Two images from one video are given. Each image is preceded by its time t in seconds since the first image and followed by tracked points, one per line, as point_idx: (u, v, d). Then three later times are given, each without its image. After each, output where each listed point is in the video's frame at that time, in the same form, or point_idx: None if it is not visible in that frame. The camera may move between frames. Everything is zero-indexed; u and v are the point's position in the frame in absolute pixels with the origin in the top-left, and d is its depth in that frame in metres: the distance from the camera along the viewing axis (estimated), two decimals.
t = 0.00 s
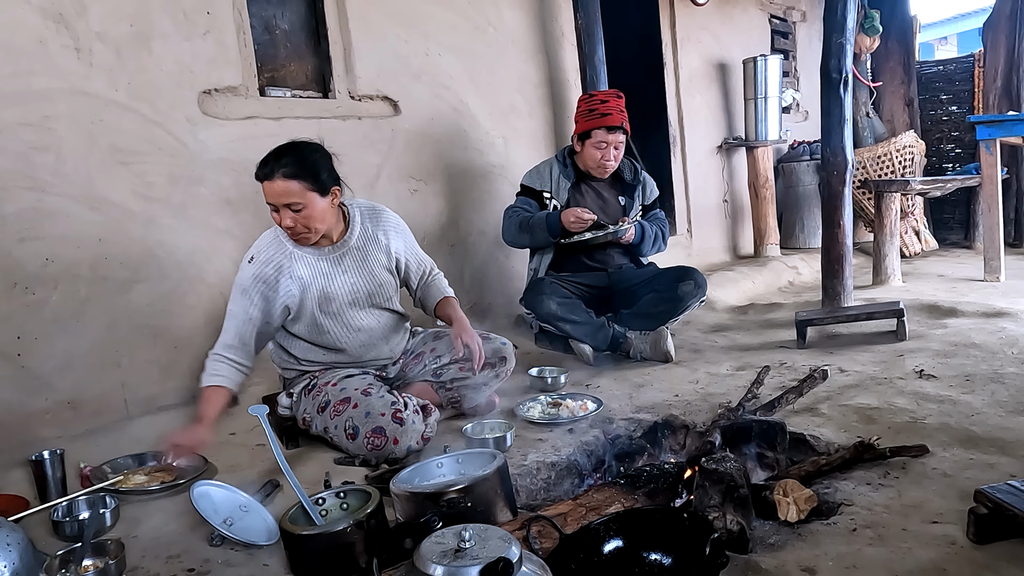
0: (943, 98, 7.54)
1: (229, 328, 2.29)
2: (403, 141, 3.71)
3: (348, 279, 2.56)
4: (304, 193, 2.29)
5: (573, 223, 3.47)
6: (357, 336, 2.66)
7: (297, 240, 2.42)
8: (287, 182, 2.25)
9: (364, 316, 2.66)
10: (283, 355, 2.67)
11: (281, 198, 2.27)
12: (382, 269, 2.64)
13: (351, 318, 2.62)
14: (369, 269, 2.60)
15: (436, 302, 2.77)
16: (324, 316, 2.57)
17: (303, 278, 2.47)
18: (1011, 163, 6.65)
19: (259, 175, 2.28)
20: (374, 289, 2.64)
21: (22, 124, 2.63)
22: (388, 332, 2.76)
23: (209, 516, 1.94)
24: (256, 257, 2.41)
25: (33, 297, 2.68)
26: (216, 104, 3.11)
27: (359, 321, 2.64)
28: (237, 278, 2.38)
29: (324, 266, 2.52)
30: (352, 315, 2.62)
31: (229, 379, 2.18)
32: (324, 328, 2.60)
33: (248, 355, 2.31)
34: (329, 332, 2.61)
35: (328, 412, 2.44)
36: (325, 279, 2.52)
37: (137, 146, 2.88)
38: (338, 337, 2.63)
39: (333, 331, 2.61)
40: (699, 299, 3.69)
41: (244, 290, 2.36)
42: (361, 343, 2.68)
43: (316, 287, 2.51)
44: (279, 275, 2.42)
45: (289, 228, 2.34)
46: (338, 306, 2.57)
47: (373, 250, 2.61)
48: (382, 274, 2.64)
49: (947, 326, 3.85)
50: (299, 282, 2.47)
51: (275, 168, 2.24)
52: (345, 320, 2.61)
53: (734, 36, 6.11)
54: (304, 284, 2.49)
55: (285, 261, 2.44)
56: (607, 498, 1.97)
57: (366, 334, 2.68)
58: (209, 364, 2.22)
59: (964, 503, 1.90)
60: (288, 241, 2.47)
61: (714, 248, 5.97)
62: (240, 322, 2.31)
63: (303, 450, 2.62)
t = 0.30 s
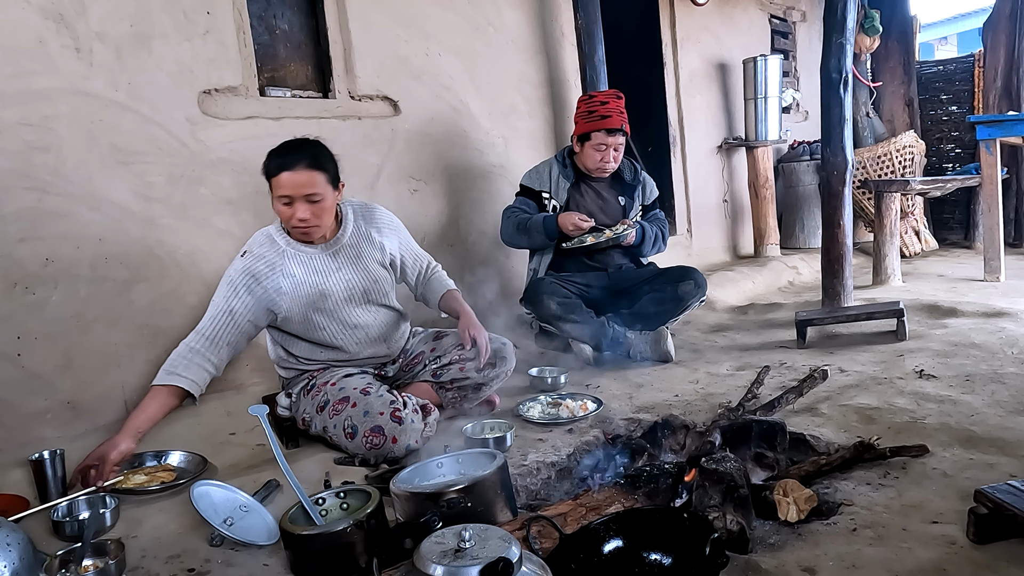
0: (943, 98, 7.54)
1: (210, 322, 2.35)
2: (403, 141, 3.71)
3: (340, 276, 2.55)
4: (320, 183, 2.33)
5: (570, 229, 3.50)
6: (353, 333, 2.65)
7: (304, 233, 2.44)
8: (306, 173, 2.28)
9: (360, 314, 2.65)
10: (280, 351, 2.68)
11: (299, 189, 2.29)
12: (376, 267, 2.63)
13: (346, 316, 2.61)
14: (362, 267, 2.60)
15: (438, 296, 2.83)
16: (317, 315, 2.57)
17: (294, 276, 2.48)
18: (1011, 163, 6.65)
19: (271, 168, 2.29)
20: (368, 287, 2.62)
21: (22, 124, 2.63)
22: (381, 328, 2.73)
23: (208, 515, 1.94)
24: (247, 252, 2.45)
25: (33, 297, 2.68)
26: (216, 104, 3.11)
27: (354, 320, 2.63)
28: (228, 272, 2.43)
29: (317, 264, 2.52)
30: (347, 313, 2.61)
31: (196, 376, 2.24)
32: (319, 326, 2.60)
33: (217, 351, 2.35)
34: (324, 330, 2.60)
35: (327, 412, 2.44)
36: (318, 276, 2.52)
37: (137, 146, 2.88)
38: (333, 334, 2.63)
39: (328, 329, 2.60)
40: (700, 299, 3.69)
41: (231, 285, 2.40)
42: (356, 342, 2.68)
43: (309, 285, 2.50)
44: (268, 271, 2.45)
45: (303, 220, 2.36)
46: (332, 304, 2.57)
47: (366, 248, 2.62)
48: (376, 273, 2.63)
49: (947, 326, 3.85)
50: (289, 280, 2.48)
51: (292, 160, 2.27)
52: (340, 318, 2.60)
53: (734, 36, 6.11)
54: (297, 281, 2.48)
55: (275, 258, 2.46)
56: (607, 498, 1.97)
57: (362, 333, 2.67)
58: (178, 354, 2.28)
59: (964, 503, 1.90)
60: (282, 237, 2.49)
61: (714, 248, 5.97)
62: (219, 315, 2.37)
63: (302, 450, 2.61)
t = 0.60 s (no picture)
0: (942, 98, 7.54)
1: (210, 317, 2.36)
2: (403, 141, 3.71)
3: (339, 274, 2.56)
4: (349, 178, 2.41)
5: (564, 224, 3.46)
6: (351, 333, 2.65)
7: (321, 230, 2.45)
8: (343, 165, 2.36)
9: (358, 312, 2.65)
10: (278, 351, 2.67)
11: (335, 180, 2.35)
12: (374, 265, 2.64)
13: (345, 315, 2.61)
14: (360, 265, 2.61)
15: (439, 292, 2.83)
16: (316, 313, 2.57)
17: (293, 272, 2.49)
18: (1011, 163, 6.65)
19: (304, 158, 2.33)
20: (367, 286, 2.63)
21: (22, 124, 2.63)
22: (380, 327, 2.73)
23: (208, 515, 1.94)
24: (247, 247, 2.46)
25: (33, 297, 2.68)
26: (216, 104, 3.11)
27: (352, 318, 2.63)
28: (228, 267, 2.44)
29: (316, 261, 2.52)
30: (346, 312, 2.61)
31: (191, 370, 2.28)
32: (317, 324, 2.59)
33: (214, 346, 2.37)
34: (323, 328, 2.60)
35: (327, 412, 2.44)
36: (318, 273, 2.52)
37: (137, 146, 2.88)
38: (332, 332, 2.62)
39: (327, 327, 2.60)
40: (700, 299, 3.70)
41: (230, 280, 2.42)
42: (354, 341, 2.67)
43: (308, 282, 2.51)
44: (268, 267, 2.46)
45: (331, 213, 2.40)
46: (331, 302, 2.56)
47: (365, 247, 2.63)
48: (374, 272, 2.64)
49: (947, 326, 3.85)
50: (289, 276, 2.49)
51: (329, 151, 2.34)
52: (339, 317, 2.60)
53: (734, 36, 6.11)
54: (295, 278, 2.49)
55: (275, 254, 2.48)
56: (607, 498, 1.97)
57: (360, 332, 2.67)
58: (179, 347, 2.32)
59: (964, 503, 1.90)
60: (283, 234, 2.52)
61: (714, 248, 5.97)
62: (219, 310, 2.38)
63: (302, 451, 2.61)
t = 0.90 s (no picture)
0: (943, 98, 7.54)
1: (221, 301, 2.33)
2: (403, 141, 3.71)
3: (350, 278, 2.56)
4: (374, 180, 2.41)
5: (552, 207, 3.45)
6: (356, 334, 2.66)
7: (344, 230, 2.44)
8: (368, 165, 2.36)
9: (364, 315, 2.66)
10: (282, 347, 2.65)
11: (360, 180, 2.35)
12: (386, 273, 2.63)
13: (349, 320, 2.61)
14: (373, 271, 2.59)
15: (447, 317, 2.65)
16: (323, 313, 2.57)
17: (306, 271, 2.49)
18: (1011, 163, 6.65)
19: (330, 157, 2.34)
20: (377, 293, 2.62)
21: (23, 124, 2.63)
22: (386, 331, 2.74)
23: (208, 515, 1.95)
24: (263, 239, 2.45)
25: (33, 297, 2.68)
26: (216, 104, 3.11)
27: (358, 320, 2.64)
28: (243, 257, 2.43)
29: (329, 263, 2.52)
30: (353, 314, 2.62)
31: (218, 341, 2.26)
32: (324, 323, 2.60)
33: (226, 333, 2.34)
34: (326, 330, 2.61)
35: (327, 411, 2.43)
36: (329, 276, 2.52)
37: (137, 146, 2.88)
38: (336, 334, 2.63)
39: (330, 329, 2.61)
40: (700, 299, 3.73)
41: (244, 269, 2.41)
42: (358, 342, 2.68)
43: (317, 283, 2.51)
44: (282, 262, 2.46)
45: (355, 213, 2.39)
46: (338, 305, 2.57)
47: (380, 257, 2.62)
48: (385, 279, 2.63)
49: (946, 326, 3.85)
50: (300, 273, 2.49)
51: (355, 151, 2.35)
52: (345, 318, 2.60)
53: (734, 36, 6.11)
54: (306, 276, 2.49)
55: (290, 250, 2.47)
56: (607, 498, 1.97)
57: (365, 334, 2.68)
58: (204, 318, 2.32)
59: (964, 503, 1.90)
60: (301, 230, 2.51)
61: (714, 248, 5.97)
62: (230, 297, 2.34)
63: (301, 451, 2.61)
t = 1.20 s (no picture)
0: (943, 98, 7.54)
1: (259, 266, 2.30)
2: (403, 141, 3.71)
3: (373, 284, 2.55)
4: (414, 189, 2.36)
5: (553, 178, 3.49)
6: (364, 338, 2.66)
7: (382, 237, 2.40)
8: (409, 173, 2.31)
9: (378, 319, 2.66)
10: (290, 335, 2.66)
11: (399, 188, 2.30)
12: (409, 284, 2.60)
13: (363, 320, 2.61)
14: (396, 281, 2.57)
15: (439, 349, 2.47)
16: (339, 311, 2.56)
17: (337, 263, 2.47)
18: (1011, 163, 6.65)
19: (372, 162, 2.29)
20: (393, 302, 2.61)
21: (23, 124, 2.63)
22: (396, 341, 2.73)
23: (208, 514, 1.95)
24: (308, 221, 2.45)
25: (34, 297, 2.68)
26: (216, 104, 3.11)
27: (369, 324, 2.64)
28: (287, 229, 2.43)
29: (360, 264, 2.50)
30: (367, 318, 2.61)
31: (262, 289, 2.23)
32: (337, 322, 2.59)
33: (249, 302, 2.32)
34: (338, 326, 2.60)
35: (330, 411, 2.45)
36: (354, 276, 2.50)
37: (137, 146, 2.88)
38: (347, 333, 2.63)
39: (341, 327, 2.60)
40: (700, 299, 3.75)
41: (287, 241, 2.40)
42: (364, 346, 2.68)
43: (344, 277, 2.49)
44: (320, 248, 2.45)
45: (392, 221, 2.34)
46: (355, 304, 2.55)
47: (405, 269, 2.57)
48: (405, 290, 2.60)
49: (946, 326, 3.85)
50: (331, 264, 2.47)
51: (398, 158, 2.30)
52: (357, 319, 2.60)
53: (734, 36, 6.11)
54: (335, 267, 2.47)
55: (331, 240, 2.46)
56: (607, 498, 1.98)
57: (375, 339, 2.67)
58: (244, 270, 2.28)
59: (964, 503, 1.90)
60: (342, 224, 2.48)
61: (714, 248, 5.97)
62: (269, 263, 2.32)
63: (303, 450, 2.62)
